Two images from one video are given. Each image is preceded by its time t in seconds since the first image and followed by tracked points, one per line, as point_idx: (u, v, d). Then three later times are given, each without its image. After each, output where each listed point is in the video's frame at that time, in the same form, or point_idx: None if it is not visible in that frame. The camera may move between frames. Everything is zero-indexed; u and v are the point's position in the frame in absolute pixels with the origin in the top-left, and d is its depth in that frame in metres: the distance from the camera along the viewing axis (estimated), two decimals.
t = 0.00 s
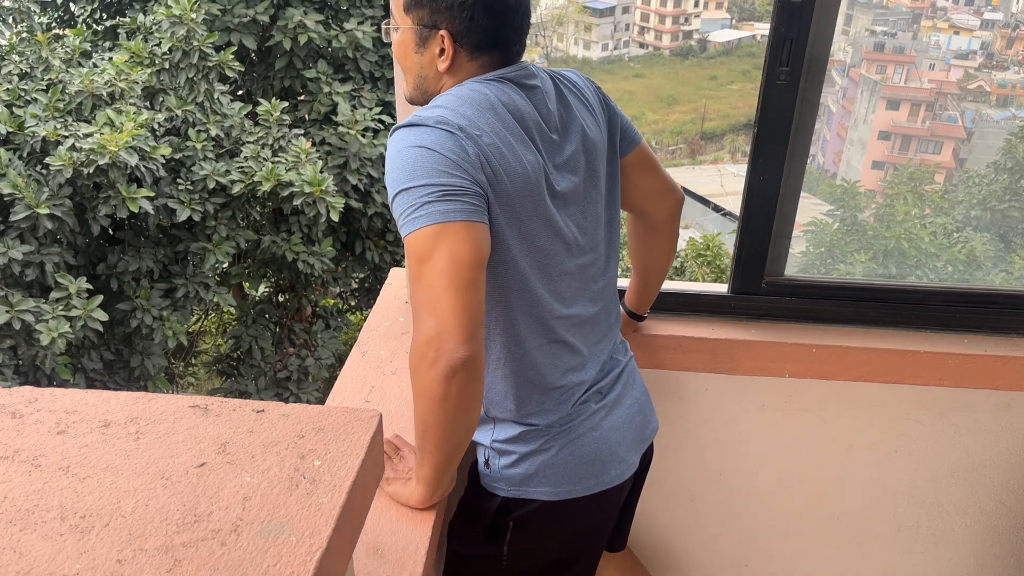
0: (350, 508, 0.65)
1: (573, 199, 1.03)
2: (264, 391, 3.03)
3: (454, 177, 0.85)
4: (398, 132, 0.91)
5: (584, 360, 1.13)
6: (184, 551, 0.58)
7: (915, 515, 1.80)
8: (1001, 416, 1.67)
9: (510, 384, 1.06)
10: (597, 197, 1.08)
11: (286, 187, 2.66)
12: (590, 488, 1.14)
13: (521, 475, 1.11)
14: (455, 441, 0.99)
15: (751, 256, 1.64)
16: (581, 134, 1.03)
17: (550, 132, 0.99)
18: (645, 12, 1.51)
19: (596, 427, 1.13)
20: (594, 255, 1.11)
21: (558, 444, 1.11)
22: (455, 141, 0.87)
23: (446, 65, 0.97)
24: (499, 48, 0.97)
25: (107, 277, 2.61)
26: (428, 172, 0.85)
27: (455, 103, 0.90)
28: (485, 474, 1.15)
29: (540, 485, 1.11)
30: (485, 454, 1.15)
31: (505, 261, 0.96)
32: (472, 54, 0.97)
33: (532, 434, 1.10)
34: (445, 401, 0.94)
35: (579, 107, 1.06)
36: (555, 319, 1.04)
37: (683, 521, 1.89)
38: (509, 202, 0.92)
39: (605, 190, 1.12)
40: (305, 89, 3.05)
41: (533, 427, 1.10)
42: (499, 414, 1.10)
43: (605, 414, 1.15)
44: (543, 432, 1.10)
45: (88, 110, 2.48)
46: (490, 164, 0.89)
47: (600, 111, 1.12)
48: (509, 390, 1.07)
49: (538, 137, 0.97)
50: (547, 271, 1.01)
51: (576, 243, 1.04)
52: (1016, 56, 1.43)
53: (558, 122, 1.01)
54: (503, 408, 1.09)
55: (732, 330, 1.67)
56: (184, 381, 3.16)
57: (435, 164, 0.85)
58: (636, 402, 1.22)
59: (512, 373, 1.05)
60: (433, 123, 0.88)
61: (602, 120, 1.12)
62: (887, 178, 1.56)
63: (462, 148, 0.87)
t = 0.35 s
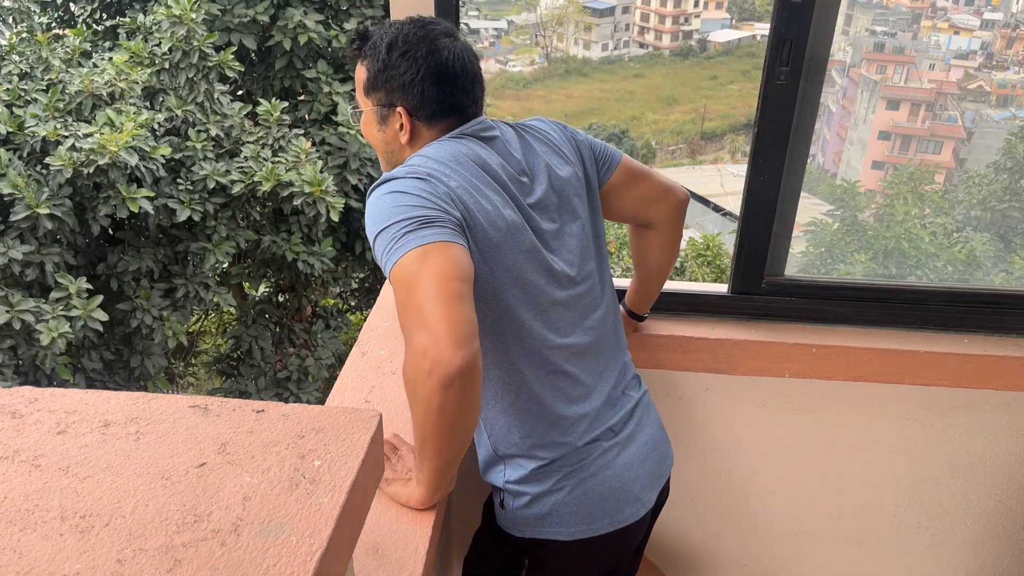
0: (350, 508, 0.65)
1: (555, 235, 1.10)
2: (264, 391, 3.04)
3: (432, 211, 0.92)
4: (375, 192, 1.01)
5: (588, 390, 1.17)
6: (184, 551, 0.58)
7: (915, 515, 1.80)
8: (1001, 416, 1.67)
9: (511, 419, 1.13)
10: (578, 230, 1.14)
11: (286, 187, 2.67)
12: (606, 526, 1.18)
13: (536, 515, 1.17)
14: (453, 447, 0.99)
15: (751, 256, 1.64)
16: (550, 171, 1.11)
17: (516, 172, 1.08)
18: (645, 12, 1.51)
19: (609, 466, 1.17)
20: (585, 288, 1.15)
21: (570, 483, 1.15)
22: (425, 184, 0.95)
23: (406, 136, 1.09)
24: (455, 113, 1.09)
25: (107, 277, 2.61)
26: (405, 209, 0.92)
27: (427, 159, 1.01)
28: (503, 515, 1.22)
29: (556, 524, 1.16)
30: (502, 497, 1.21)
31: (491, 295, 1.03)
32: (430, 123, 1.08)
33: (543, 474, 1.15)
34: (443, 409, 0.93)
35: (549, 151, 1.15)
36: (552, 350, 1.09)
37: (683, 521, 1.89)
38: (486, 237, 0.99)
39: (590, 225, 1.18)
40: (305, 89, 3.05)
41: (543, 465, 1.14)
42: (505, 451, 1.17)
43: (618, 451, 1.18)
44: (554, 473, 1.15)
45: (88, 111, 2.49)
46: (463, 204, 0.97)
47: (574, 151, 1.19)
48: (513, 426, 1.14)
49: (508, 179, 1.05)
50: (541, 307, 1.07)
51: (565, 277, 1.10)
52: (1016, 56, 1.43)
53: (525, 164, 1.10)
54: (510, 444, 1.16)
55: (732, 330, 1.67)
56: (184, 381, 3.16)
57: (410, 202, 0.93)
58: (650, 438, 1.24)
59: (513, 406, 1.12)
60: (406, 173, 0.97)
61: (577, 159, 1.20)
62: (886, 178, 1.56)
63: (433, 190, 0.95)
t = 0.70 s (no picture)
0: (350, 508, 0.65)
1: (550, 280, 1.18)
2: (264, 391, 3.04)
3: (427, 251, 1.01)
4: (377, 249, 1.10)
5: (593, 424, 1.24)
6: (184, 551, 0.58)
7: (915, 515, 1.80)
8: (1001, 416, 1.67)
9: (518, 458, 1.23)
10: (565, 269, 1.22)
11: (286, 187, 2.67)
12: (618, 564, 1.27)
13: (551, 555, 1.28)
14: (450, 444, 1.00)
15: (751, 256, 1.64)
16: (534, 219, 1.21)
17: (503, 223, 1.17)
18: (645, 12, 1.50)
19: (618, 508, 1.25)
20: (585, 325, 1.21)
21: (581, 526, 1.24)
22: (417, 236, 1.04)
23: (391, 214, 1.21)
24: (433, 185, 1.20)
25: (107, 277, 2.61)
26: (396, 252, 1.00)
27: (419, 217, 1.10)
28: (519, 554, 1.33)
29: (569, 563, 1.27)
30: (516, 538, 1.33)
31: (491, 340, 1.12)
32: (411, 199, 1.19)
33: (554, 515, 1.25)
34: (439, 404, 0.93)
35: (532, 202, 1.24)
36: (551, 389, 1.17)
37: (683, 521, 1.89)
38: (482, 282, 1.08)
39: (582, 268, 1.26)
40: (305, 89, 3.05)
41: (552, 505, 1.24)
42: (514, 491, 1.26)
43: (626, 494, 1.26)
44: (564, 517, 1.25)
45: (88, 111, 2.48)
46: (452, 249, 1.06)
47: (562, 200, 1.29)
48: (522, 465, 1.23)
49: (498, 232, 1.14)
50: (543, 348, 1.15)
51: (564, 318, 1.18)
52: (1016, 56, 1.43)
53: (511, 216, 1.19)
54: (521, 486, 1.25)
55: (732, 330, 1.67)
56: (184, 381, 3.16)
57: (403, 247, 1.01)
58: (656, 479, 1.32)
59: (519, 443, 1.21)
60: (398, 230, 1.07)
61: (565, 207, 1.29)
62: (887, 178, 1.56)
63: (423, 238, 1.04)
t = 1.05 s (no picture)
0: (350, 508, 0.65)
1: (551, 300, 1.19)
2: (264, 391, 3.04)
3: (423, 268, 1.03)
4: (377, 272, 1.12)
5: (595, 442, 1.24)
6: (184, 551, 0.58)
7: (915, 515, 1.80)
8: (1001, 416, 1.67)
9: (522, 476, 1.23)
10: (563, 287, 1.22)
11: (286, 187, 2.67)
12: None
13: (548, 568, 1.32)
14: (442, 441, 1.00)
15: (751, 256, 1.64)
16: (529, 241, 1.22)
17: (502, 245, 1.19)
18: (645, 12, 1.50)
19: (609, 532, 1.30)
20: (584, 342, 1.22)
21: (576, 547, 1.29)
22: (414, 258, 1.05)
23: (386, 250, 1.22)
24: (425, 219, 1.22)
25: (107, 277, 2.61)
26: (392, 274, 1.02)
27: (418, 241, 1.12)
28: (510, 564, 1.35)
29: None
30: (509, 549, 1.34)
31: (492, 362, 1.13)
32: (404, 234, 1.21)
33: (553, 532, 1.27)
34: (429, 403, 0.93)
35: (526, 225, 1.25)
36: (553, 408, 1.17)
37: (683, 521, 1.89)
38: (482, 303, 1.09)
39: (582, 288, 1.27)
40: (305, 89, 3.06)
41: (552, 522, 1.26)
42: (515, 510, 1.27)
43: (618, 517, 1.31)
44: (560, 540, 1.28)
45: (88, 111, 2.49)
46: (451, 271, 1.07)
47: (558, 221, 1.30)
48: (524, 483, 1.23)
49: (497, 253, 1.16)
50: (547, 369, 1.15)
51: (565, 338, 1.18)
52: (1016, 56, 1.43)
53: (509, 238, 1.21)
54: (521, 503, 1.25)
55: (732, 330, 1.67)
56: (184, 381, 3.16)
57: (400, 265, 1.03)
58: (647, 500, 1.36)
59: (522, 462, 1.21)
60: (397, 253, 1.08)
61: (559, 227, 1.30)
62: (886, 178, 1.57)
63: (421, 260, 1.05)
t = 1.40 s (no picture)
0: (350, 508, 0.65)
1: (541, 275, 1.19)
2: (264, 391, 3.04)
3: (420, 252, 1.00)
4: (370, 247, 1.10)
5: (585, 417, 1.23)
6: (184, 551, 0.58)
7: (915, 515, 1.80)
8: (1001, 416, 1.67)
9: (510, 448, 1.23)
10: (555, 270, 1.22)
11: (286, 187, 2.67)
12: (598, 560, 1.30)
13: (533, 546, 1.29)
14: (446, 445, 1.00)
15: (751, 256, 1.64)
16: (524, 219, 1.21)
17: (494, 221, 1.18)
18: (645, 12, 1.50)
19: (601, 507, 1.28)
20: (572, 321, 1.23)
21: (567, 521, 1.26)
22: (410, 236, 1.04)
23: (379, 215, 1.22)
24: (423, 189, 1.22)
25: (107, 278, 2.61)
26: (390, 255, 1.00)
27: (409, 215, 1.11)
28: (500, 544, 1.34)
29: (552, 557, 1.29)
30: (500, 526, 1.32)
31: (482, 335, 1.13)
32: (400, 201, 1.21)
33: (539, 506, 1.25)
34: (433, 406, 0.94)
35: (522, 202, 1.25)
36: (543, 383, 1.17)
37: (682, 521, 1.89)
38: (476, 279, 1.08)
39: (572, 267, 1.27)
40: (305, 89, 3.06)
41: (538, 495, 1.25)
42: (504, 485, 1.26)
43: (609, 493, 1.28)
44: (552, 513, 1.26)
45: (88, 111, 2.49)
46: (446, 247, 1.06)
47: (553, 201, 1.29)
48: (511, 456, 1.24)
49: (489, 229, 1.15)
50: (537, 344, 1.15)
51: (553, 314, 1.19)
52: (1016, 56, 1.43)
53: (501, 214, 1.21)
54: (506, 475, 1.26)
55: (732, 330, 1.67)
56: (184, 381, 3.16)
57: (397, 248, 1.01)
58: (641, 478, 1.34)
59: (511, 432, 1.22)
60: (390, 230, 1.07)
61: (556, 210, 1.29)
62: (886, 178, 1.56)
63: (416, 238, 1.04)
